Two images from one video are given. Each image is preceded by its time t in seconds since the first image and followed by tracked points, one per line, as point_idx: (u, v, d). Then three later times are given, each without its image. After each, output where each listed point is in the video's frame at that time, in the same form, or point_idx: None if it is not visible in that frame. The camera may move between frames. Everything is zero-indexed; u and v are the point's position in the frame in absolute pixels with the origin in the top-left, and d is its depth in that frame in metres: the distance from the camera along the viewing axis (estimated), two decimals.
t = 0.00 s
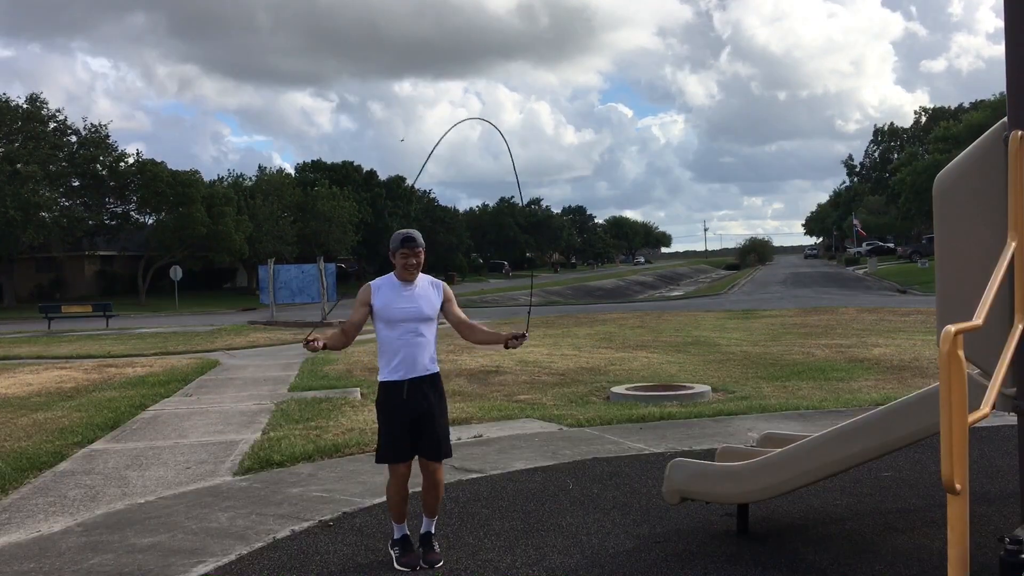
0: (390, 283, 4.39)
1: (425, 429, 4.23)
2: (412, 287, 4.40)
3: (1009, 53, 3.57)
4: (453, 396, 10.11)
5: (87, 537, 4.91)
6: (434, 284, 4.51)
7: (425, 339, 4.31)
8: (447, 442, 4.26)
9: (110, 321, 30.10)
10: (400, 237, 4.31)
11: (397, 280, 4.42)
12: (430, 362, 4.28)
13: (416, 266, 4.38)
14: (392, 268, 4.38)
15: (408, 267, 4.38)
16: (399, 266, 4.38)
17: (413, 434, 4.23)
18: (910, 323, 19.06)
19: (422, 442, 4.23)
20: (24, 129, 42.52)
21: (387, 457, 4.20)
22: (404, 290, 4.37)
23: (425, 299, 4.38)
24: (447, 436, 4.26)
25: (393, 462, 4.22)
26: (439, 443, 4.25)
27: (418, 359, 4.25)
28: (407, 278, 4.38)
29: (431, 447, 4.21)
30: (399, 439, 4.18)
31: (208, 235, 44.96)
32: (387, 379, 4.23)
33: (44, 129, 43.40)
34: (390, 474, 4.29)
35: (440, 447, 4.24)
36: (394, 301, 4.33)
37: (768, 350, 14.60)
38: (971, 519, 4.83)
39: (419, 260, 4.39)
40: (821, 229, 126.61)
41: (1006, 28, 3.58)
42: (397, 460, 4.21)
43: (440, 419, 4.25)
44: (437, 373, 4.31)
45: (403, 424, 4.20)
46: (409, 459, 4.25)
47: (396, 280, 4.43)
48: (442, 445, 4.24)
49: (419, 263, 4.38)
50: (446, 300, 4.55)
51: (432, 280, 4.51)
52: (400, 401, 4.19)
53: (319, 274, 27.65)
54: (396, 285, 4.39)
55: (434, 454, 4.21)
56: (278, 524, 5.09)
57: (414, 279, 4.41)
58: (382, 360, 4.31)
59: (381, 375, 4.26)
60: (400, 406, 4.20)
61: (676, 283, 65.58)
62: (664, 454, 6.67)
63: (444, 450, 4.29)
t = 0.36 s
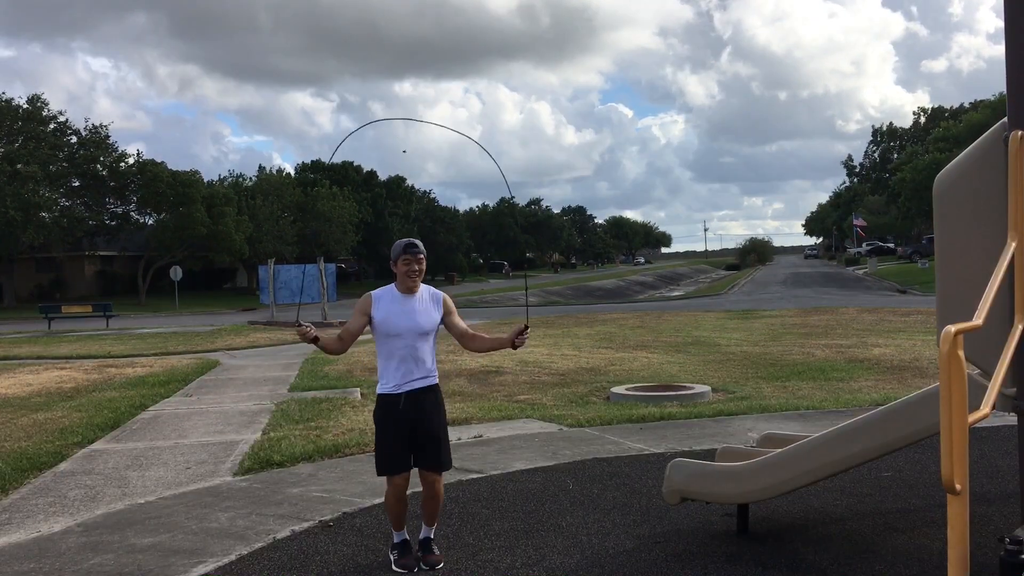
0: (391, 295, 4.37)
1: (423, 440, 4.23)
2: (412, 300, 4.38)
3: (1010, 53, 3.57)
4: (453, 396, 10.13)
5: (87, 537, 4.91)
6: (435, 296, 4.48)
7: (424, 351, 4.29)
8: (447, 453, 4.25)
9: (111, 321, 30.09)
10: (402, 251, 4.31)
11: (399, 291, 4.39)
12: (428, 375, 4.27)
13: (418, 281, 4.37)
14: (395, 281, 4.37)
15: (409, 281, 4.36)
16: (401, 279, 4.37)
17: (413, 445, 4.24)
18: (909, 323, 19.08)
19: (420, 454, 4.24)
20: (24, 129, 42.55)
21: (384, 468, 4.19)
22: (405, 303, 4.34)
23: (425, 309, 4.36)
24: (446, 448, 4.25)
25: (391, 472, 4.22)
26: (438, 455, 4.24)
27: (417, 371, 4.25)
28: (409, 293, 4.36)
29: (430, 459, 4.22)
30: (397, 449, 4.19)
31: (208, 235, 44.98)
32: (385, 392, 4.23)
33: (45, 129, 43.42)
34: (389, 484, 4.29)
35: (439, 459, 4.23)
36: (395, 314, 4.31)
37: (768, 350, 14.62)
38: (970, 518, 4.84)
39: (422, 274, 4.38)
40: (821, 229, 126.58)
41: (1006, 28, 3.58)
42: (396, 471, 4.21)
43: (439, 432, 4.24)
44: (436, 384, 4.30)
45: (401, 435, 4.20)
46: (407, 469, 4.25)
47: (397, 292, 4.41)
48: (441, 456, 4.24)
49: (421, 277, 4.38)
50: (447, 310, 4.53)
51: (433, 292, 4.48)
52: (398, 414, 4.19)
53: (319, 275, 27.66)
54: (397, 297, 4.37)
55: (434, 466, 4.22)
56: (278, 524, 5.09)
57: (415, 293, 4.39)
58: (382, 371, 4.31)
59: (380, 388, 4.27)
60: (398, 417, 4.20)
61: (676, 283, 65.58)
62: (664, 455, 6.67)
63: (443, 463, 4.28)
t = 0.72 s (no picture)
0: (386, 291, 4.38)
1: (419, 435, 4.21)
2: (408, 297, 4.38)
3: (1009, 54, 3.57)
4: (453, 396, 10.11)
5: (87, 537, 4.91)
6: (430, 291, 4.50)
7: (419, 347, 4.31)
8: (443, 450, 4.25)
9: (110, 321, 30.07)
10: (399, 250, 4.30)
11: (392, 288, 4.39)
12: (425, 371, 4.28)
13: (415, 278, 4.36)
14: (389, 278, 4.35)
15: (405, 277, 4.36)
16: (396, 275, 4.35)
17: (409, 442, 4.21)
18: (910, 323, 19.04)
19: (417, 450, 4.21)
20: (24, 129, 42.54)
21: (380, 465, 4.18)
22: (400, 299, 4.35)
23: (420, 306, 4.38)
24: (442, 444, 4.24)
25: (387, 469, 4.21)
26: (435, 450, 4.22)
27: (412, 367, 4.25)
28: (405, 287, 4.36)
29: (427, 454, 4.20)
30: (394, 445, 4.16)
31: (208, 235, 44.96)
32: (381, 388, 4.23)
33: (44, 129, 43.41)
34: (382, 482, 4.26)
35: (436, 455, 4.22)
36: (389, 309, 4.32)
37: (768, 350, 14.61)
38: (970, 519, 4.84)
39: (419, 273, 4.35)
40: (821, 229, 126.49)
41: (1007, 27, 3.58)
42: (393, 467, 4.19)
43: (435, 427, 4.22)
44: (431, 381, 4.30)
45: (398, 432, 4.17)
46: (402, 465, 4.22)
47: (393, 289, 4.41)
48: (438, 452, 4.23)
49: (418, 275, 4.34)
50: (441, 308, 4.55)
51: (429, 288, 4.50)
52: (394, 409, 4.17)
53: (319, 274, 27.64)
54: (392, 293, 4.38)
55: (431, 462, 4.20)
56: (278, 524, 5.09)
57: (410, 288, 4.39)
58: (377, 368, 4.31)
59: (376, 384, 4.26)
60: (395, 413, 4.18)
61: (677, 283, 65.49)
62: (664, 455, 6.66)
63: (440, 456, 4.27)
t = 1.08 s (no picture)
0: (387, 275, 4.39)
1: (417, 419, 4.19)
2: (408, 281, 4.39)
3: (1008, 53, 3.57)
4: (453, 396, 10.10)
5: (87, 537, 4.91)
6: (430, 277, 4.51)
7: (418, 331, 4.31)
8: (439, 435, 4.24)
9: (110, 321, 30.04)
10: (401, 232, 4.30)
11: (394, 273, 4.41)
12: (422, 354, 4.27)
13: (416, 262, 4.38)
14: (390, 261, 4.37)
15: (407, 263, 4.38)
16: (398, 261, 4.38)
17: (406, 427, 4.19)
18: (910, 323, 19.03)
19: (413, 436, 4.20)
20: (24, 128, 42.49)
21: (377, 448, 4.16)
22: (400, 284, 4.36)
23: (421, 291, 4.39)
24: (439, 430, 4.25)
25: (384, 453, 4.18)
26: (431, 435, 4.22)
27: (411, 352, 4.25)
28: (406, 270, 4.37)
29: (424, 439, 4.19)
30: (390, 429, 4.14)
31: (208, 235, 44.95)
32: (380, 370, 4.21)
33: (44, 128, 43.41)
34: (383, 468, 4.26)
35: (433, 441, 4.21)
36: (390, 295, 4.33)
37: (768, 350, 14.59)
38: (971, 519, 4.83)
39: (420, 256, 4.38)
40: (821, 228, 126.42)
41: (1006, 28, 3.58)
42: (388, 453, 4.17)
43: (432, 411, 4.23)
44: (429, 366, 4.30)
45: (395, 415, 4.15)
46: (400, 451, 4.22)
47: (393, 273, 4.42)
48: (435, 437, 4.22)
49: (419, 258, 4.37)
50: (441, 295, 4.56)
51: (429, 275, 4.51)
52: (392, 393, 4.15)
53: (319, 274, 27.63)
54: (392, 277, 4.39)
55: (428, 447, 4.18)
56: (278, 524, 5.09)
57: (411, 272, 4.41)
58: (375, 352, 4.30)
59: (374, 367, 4.25)
60: (392, 396, 4.16)
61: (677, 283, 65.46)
62: (664, 455, 6.66)
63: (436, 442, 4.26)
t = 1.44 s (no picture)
0: (385, 260, 4.39)
1: (419, 406, 4.18)
2: (406, 265, 4.39)
3: (1009, 54, 3.56)
4: (453, 396, 10.10)
5: (87, 537, 4.91)
6: (428, 262, 4.51)
7: (417, 315, 4.30)
8: (441, 421, 4.23)
9: (110, 321, 30.00)
10: (395, 214, 4.34)
11: (392, 257, 4.42)
12: (424, 338, 4.26)
13: (412, 244, 4.38)
14: (387, 243, 4.39)
15: (404, 246, 4.39)
16: (395, 245, 4.39)
17: (407, 414, 4.19)
18: (910, 323, 19.00)
19: (415, 423, 4.19)
20: (25, 128, 42.53)
21: (379, 435, 4.15)
22: (399, 267, 4.36)
23: (419, 275, 4.39)
24: (442, 418, 4.24)
25: (386, 441, 4.19)
26: (434, 422, 4.21)
27: (412, 335, 4.24)
28: (402, 253, 4.38)
29: (426, 425, 4.18)
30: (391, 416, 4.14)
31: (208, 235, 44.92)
32: (381, 355, 4.21)
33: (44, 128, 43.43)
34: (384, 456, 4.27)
35: (435, 427, 4.21)
36: (389, 278, 4.32)
37: (768, 350, 14.57)
38: (971, 519, 4.83)
39: (416, 238, 4.39)
40: (821, 229, 126.28)
41: (1006, 28, 3.58)
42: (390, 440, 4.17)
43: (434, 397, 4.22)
44: (431, 350, 4.29)
45: (397, 401, 4.15)
46: (403, 439, 4.22)
47: (391, 257, 4.42)
48: (438, 423, 4.22)
49: (415, 240, 4.38)
50: (440, 281, 4.56)
51: (427, 259, 4.52)
52: (394, 378, 4.15)
53: (319, 274, 27.62)
54: (390, 261, 4.39)
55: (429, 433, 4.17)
56: (278, 524, 5.09)
57: (409, 256, 4.41)
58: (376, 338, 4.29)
59: (375, 353, 4.24)
60: (395, 383, 4.16)
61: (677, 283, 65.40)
62: (664, 455, 6.65)
63: (438, 428, 4.25)
